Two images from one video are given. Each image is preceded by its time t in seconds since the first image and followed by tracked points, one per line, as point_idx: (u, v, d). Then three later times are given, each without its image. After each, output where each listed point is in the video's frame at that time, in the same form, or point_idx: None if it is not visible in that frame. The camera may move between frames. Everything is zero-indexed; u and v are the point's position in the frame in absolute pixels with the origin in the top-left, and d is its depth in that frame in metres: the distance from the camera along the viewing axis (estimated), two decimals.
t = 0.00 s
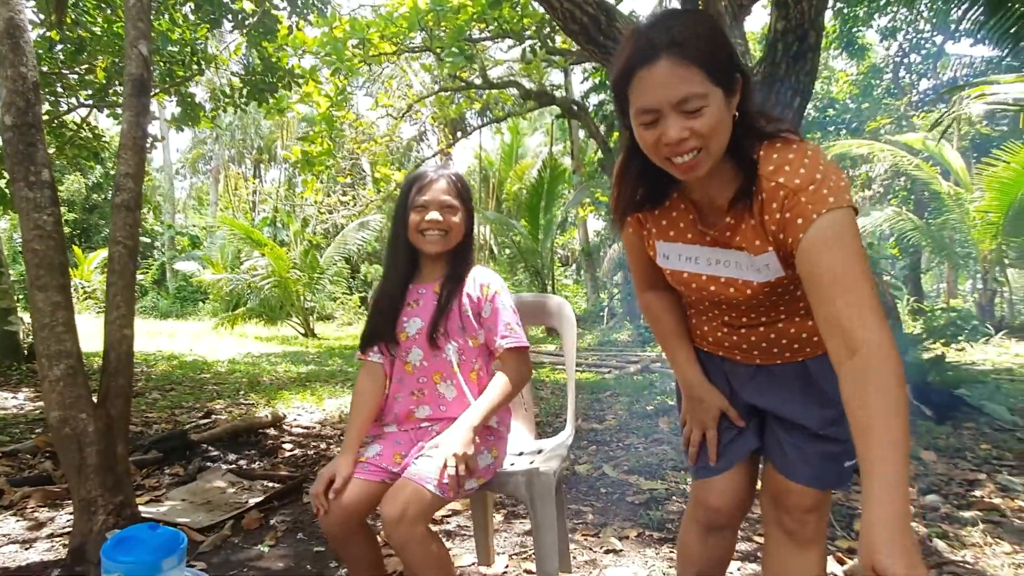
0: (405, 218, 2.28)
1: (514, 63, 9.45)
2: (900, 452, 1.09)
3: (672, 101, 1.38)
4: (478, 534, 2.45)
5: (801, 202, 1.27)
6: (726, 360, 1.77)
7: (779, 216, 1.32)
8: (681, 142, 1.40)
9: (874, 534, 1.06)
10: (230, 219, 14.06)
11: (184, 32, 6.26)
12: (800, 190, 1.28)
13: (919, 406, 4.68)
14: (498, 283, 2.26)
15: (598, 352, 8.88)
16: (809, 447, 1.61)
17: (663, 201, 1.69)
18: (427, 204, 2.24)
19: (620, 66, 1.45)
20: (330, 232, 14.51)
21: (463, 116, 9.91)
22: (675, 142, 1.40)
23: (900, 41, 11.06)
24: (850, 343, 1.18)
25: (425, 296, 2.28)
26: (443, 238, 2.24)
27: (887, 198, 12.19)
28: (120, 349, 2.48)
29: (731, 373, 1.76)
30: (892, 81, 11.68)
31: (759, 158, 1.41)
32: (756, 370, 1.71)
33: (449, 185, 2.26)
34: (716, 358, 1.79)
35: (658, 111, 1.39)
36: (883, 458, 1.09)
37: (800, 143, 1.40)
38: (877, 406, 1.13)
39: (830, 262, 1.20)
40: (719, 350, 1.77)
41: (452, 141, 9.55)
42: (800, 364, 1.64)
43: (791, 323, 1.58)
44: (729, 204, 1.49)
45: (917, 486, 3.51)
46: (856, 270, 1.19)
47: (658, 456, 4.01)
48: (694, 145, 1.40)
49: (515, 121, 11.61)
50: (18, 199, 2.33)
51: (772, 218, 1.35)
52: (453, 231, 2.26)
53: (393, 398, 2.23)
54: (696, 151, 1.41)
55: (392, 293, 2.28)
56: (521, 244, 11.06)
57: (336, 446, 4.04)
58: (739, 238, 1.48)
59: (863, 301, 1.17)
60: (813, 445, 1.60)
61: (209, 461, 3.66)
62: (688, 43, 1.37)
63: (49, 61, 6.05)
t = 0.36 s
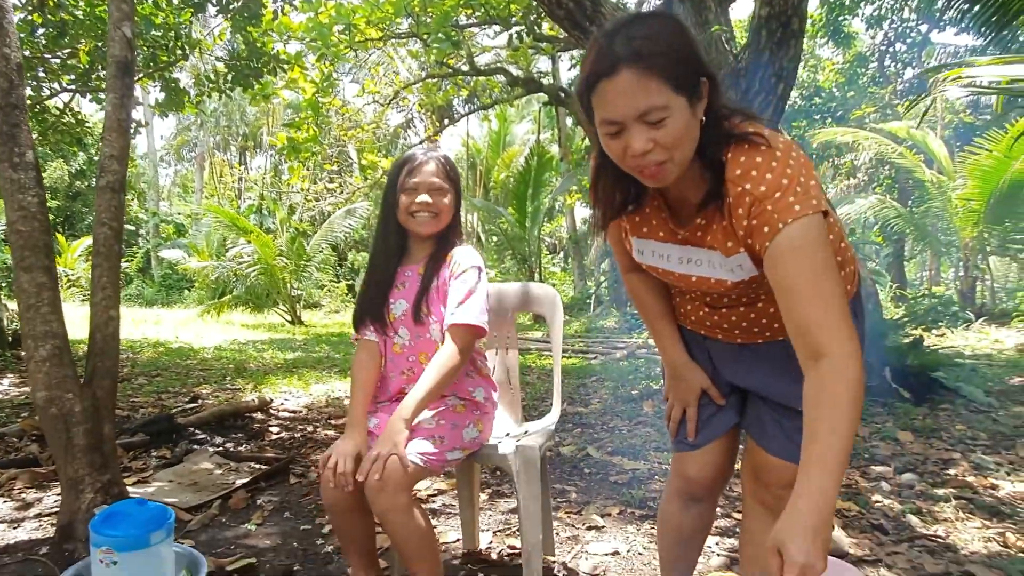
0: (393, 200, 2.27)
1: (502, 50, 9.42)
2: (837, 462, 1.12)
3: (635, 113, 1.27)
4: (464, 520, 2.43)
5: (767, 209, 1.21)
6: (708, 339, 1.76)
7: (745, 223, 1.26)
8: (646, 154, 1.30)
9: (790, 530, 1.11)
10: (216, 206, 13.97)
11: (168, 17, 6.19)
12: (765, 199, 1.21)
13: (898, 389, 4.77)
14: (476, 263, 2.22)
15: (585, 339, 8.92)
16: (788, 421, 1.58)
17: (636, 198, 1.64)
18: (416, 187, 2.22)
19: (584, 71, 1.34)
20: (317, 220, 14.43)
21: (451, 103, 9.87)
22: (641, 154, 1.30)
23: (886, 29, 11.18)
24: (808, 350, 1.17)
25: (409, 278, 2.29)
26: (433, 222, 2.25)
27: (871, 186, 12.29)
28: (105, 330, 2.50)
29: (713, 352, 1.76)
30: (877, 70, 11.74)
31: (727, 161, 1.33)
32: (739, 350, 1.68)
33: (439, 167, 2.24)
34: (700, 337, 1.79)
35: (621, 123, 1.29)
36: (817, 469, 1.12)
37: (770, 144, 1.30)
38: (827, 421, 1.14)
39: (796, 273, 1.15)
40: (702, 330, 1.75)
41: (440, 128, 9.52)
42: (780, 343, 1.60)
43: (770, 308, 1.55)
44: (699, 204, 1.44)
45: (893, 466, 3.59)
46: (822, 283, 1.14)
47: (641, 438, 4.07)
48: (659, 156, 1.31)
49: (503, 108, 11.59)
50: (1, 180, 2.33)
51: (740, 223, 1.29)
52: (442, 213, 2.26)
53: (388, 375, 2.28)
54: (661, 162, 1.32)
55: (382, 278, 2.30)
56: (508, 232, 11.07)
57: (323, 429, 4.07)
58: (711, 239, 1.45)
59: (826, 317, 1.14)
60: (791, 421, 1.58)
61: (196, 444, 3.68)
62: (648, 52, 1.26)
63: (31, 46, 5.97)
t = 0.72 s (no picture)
0: (359, 195, 2.23)
1: (489, 26, 9.33)
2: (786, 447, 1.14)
3: (609, 106, 1.29)
4: (453, 486, 2.46)
5: (720, 199, 1.23)
6: (689, 308, 1.80)
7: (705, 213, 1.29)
8: (621, 146, 1.32)
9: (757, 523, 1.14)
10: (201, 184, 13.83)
11: None
12: (722, 189, 1.23)
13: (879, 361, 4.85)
14: (458, 243, 2.23)
15: (574, 317, 8.95)
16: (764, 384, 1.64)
17: (612, 185, 1.64)
18: (378, 182, 2.18)
19: (560, 62, 1.36)
20: (305, 198, 14.33)
21: (438, 80, 9.78)
22: (614, 147, 1.33)
23: (874, 6, 11.21)
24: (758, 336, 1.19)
25: (393, 260, 2.30)
26: (405, 214, 2.22)
27: (857, 164, 12.35)
28: (94, 302, 2.52)
29: (694, 319, 1.80)
30: (865, 46, 11.75)
31: (696, 151, 1.35)
32: (719, 318, 1.72)
33: (398, 157, 2.19)
34: (682, 305, 1.83)
35: (595, 116, 1.32)
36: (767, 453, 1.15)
37: (737, 136, 1.30)
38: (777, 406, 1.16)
39: (745, 260, 1.17)
40: (684, 298, 1.79)
41: (427, 106, 9.44)
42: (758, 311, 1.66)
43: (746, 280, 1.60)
44: (671, 191, 1.48)
45: (872, 434, 3.67)
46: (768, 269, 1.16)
47: (627, 410, 4.13)
48: (633, 148, 1.33)
49: (491, 86, 11.52)
50: None
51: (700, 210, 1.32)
52: (412, 204, 2.23)
53: (380, 348, 2.32)
54: (635, 154, 1.34)
55: (359, 267, 2.27)
56: (496, 210, 11.05)
57: (312, 403, 4.11)
58: (679, 225, 1.50)
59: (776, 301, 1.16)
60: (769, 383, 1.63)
61: (186, 417, 3.71)
62: (623, 46, 1.28)
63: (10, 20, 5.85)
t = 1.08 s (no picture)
0: (332, 154, 2.21)
1: None
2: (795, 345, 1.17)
3: (586, 32, 1.31)
4: (440, 448, 2.51)
5: (714, 127, 1.27)
6: (669, 261, 1.83)
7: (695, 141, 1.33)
8: (597, 73, 1.34)
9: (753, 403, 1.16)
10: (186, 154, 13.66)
11: None
12: (711, 116, 1.28)
13: (861, 327, 4.93)
14: (432, 207, 2.26)
15: (562, 287, 8.99)
16: (741, 339, 1.69)
17: (589, 118, 1.64)
18: (354, 139, 2.18)
19: None
20: (291, 168, 14.20)
21: (424, 48, 9.65)
22: (591, 73, 1.34)
23: None
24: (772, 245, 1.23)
25: (366, 229, 2.29)
26: (380, 172, 2.21)
27: (844, 134, 12.36)
28: (81, 268, 2.54)
29: (673, 271, 1.83)
30: (854, 15, 11.70)
31: (675, 81, 1.39)
32: (698, 269, 1.77)
33: (374, 117, 2.21)
34: (661, 259, 1.86)
35: (573, 43, 1.33)
36: (776, 354, 1.17)
37: (715, 65, 1.36)
38: (790, 309, 1.19)
39: (754, 175, 1.21)
40: (662, 250, 1.83)
41: (413, 75, 9.34)
42: (736, 263, 1.70)
43: (726, 226, 1.64)
44: (651, 124, 1.50)
45: (851, 397, 3.75)
46: (783, 180, 1.20)
47: (612, 375, 4.19)
48: (610, 76, 1.35)
49: (478, 55, 11.40)
50: None
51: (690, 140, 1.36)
52: (388, 163, 2.22)
53: (364, 314, 2.36)
54: (612, 82, 1.36)
55: (335, 229, 2.27)
56: (484, 180, 11.01)
57: (300, 370, 4.15)
58: (660, 159, 1.53)
59: (789, 212, 1.19)
60: (746, 336, 1.68)
61: (175, 384, 3.74)
62: None
63: None
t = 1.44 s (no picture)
0: (336, 120, 2.21)
1: None
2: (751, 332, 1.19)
3: (578, 12, 1.29)
4: (431, 417, 2.56)
5: (697, 109, 1.29)
6: (655, 233, 1.85)
7: (678, 121, 1.36)
8: (589, 54, 1.34)
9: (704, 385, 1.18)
10: (176, 131, 13.53)
11: None
12: (696, 97, 1.29)
13: (849, 300, 4.98)
14: (429, 179, 2.26)
15: (556, 263, 9.00)
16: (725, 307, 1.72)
17: (578, 94, 1.65)
18: (365, 110, 2.18)
19: None
20: (282, 144, 14.09)
21: (416, 22, 9.53)
22: (583, 54, 1.34)
23: None
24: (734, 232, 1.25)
25: (363, 196, 2.31)
26: (381, 144, 2.22)
27: (838, 109, 12.32)
28: (72, 243, 2.55)
29: (658, 243, 1.85)
30: None
31: (664, 62, 1.40)
32: (683, 240, 1.79)
33: (388, 88, 2.20)
34: (647, 231, 1.88)
35: (565, 23, 1.31)
36: (729, 344, 1.19)
37: (704, 46, 1.37)
38: (747, 297, 1.21)
39: (726, 162, 1.23)
40: (649, 223, 1.84)
41: (405, 49, 9.23)
42: (720, 234, 1.73)
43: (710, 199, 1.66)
44: (639, 102, 1.51)
45: (839, 368, 3.81)
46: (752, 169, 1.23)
47: (604, 348, 4.23)
48: (601, 57, 1.35)
49: (471, 28, 11.27)
50: None
51: (675, 120, 1.38)
52: (390, 134, 2.23)
53: (355, 286, 2.38)
54: (603, 63, 1.36)
55: (333, 198, 2.28)
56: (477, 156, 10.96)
57: (294, 345, 4.17)
58: (646, 137, 1.54)
59: (754, 201, 1.22)
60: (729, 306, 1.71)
61: (169, 359, 3.77)
62: None
63: None
